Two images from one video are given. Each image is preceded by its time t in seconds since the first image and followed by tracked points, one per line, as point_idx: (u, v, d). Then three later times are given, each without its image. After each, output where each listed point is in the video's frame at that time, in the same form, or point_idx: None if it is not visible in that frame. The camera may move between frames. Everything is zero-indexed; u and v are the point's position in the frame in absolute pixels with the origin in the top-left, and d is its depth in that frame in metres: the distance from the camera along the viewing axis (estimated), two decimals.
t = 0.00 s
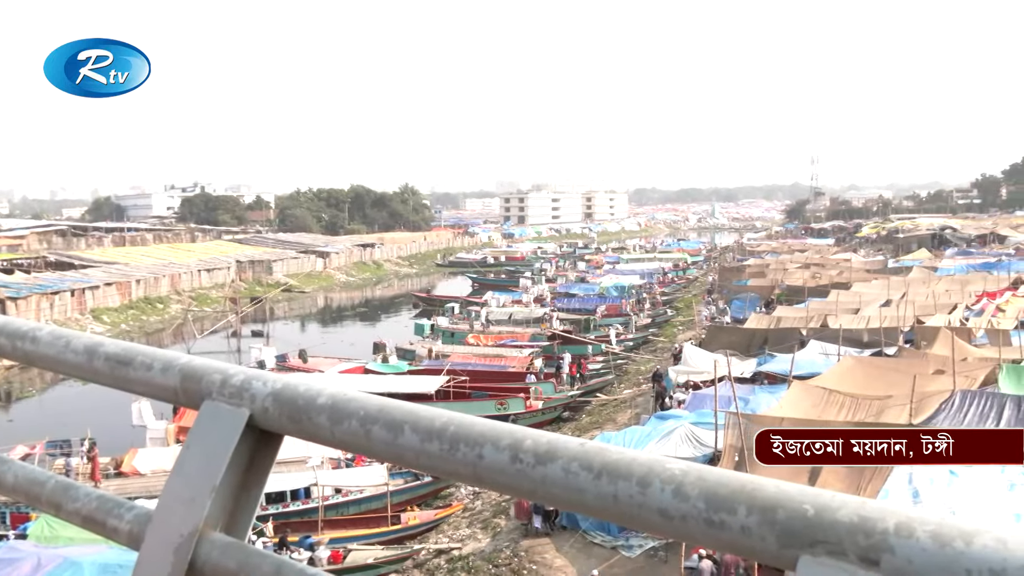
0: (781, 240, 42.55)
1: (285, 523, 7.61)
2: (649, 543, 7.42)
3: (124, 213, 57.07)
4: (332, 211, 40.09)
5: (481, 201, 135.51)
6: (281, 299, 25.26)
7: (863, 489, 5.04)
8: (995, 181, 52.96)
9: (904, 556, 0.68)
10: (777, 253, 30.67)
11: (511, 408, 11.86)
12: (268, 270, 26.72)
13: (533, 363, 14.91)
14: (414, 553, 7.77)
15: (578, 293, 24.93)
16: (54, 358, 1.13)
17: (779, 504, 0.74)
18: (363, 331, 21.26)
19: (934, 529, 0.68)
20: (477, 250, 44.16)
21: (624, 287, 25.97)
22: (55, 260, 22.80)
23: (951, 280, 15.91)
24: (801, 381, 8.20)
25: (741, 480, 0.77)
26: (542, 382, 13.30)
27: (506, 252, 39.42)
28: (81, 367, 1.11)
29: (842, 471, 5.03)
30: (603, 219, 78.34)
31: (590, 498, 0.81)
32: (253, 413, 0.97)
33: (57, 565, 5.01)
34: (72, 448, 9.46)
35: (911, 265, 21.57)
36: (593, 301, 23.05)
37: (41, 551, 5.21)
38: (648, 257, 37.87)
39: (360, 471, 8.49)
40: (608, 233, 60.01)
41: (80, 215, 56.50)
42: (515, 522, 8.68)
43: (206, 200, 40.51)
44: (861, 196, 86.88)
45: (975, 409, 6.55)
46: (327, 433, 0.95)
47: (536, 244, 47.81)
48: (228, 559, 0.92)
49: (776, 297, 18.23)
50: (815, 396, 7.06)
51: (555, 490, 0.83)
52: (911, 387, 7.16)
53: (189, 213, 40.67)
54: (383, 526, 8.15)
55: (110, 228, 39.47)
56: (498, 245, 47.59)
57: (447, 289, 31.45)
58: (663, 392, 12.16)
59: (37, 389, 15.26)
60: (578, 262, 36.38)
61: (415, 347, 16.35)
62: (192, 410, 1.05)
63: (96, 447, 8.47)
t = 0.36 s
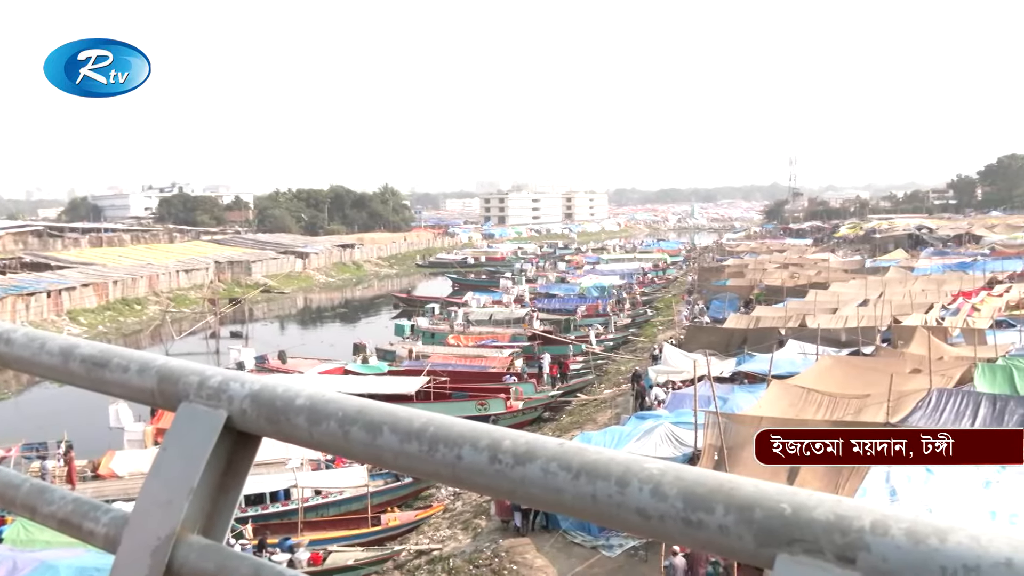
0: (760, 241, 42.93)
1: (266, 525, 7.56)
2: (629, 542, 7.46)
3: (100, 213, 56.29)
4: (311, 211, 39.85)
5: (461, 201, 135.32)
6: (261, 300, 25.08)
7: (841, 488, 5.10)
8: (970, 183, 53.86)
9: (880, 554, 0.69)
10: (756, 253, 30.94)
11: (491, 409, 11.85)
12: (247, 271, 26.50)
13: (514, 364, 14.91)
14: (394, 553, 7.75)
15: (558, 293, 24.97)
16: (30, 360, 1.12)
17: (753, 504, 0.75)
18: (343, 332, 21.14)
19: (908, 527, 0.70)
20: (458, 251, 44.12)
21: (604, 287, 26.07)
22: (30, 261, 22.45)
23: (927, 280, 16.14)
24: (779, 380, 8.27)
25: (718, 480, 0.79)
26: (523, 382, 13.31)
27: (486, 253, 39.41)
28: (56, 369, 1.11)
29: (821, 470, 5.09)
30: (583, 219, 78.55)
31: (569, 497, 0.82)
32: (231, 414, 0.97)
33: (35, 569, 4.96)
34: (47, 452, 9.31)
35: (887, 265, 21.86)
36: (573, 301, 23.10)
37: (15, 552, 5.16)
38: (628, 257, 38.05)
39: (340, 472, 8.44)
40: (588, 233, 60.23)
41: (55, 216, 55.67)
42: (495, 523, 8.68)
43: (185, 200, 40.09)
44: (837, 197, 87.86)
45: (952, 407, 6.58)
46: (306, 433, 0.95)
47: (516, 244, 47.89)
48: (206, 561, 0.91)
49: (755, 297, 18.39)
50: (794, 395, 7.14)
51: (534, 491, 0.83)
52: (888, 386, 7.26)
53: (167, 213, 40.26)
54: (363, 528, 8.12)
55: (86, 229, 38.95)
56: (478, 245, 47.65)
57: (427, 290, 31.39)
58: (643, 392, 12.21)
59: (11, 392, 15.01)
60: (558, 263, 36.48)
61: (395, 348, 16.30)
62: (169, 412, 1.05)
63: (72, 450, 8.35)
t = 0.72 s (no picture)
0: (735, 241, 43.32)
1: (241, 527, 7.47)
2: (605, 541, 7.50)
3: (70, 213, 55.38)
4: (286, 211, 39.52)
5: (437, 202, 135.01)
6: (235, 301, 24.83)
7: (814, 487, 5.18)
8: (940, 184, 54.76)
9: (854, 552, 0.70)
10: (731, 253, 31.24)
11: (468, 409, 11.83)
12: (221, 271, 26.21)
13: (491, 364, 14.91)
14: (370, 555, 7.71)
15: (535, 294, 25.01)
16: None
17: (729, 502, 0.76)
18: (318, 333, 20.99)
19: (879, 525, 0.71)
20: (434, 252, 44.01)
21: (580, 287, 26.16)
22: None
23: (899, 280, 16.39)
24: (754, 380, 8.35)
25: (692, 480, 0.80)
26: (499, 383, 13.31)
27: (462, 253, 39.36)
28: (27, 372, 1.10)
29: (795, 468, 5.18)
30: (560, 219, 78.80)
31: (543, 497, 0.82)
32: (205, 416, 0.96)
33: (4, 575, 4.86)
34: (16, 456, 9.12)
35: (860, 265, 22.16)
36: (550, 301, 23.16)
37: None
38: (604, 257, 38.23)
39: (316, 474, 8.37)
40: (564, 233, 60.41)
41: (24, 215, 54.67)
42: (472, 523, 8.67)
43: (158, 200, 39.50)
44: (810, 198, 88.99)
45: (924, 406, 6.68)
46: (281, 435, 0.95)
47: (492, 244, 47.89)
48: (178, 563, 0.91)
49: (730, 297, 18.57)
50: (768, 394, 7.23)
51: (508, 491, 0.84)
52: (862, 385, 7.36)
53: (140, 214, 39.72)
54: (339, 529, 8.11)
55: (56, 229, 38.26)
56: (455, 245, 47.60)
57: (403, 290, 31.28)
58: (619, 392, 12.26)
59: None
60: (534, 263, 36.54)
61: (371, 349, 16.21)
62: (141, 414, 1.04)
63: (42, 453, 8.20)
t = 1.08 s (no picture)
0: (712, 241, 43.65)
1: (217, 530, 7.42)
2: (584, 541, 7.53)
3: (42, 214, 54.43)
4: (264, 212, 39.19)
5: (414, 202, 134.47)
6: (211, 302, 24.59)
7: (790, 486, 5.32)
8: (914, 186, 55.55)
9: (828, 550, 0.71)
10: (708, 254, 31.52)
11: (447, 410, 11.80)
12: (198, 272, 25.92)
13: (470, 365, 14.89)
14: (349, 556, 7.66)
15: (513, 294, 25.03)
16: None
17: (704, 501, 0.77)
18: (296, 334, 20.84)
19: (853, 522, 0.73)
20: (413, 252, 43.90)
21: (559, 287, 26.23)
22: None
23: (874, 280, 16.62)
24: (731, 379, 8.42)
25: (669, 479, 0.81)
26: (478, 383, 13.30)
27: (440, 253, 39.29)
28: None
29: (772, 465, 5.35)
30: (538, 219, 79.02)
31: (520, 497, 0.83)
32: (180, 418, 0.96)
33: None
34: None
35: (836, 265, 22.44)
36: (528, 301, 23.20)
37: None
38: (583, 258, 38.37)
39: (293, 475, 8.29)
40: (542, 233, 60.54)
41: None
42: (451, 523, 8.66)
43: (132, 200, 38.96)
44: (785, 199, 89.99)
45: (898, 404, 6.78)
46: (256, 436, 0.95)
47: (470, 245, 47.88)
48: (152, 567, 0.89)
49: (708, 297, 18.74)
50: (744, 394, 7.31)
51: (486, 492, 0.84)
52: (837, 385, 7.46)
53: (114, 214, 39.17)
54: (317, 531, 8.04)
55: (27, 229, 37.58)
56: (433, 246, 47.55)
57: (381, 291, 31.16)
58: (598, 392, 12.31)
59: None
60: (512, 264, 36.58)
61: (349, 349, 16.13)
62: (115, 416, 1.03)
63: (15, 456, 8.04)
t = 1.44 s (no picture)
0: (692, 241, 43.92)
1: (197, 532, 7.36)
2: (565, 542, 7.54)
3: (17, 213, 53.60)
4: (243, 212, 38.87)
5: (395, 201, 133.92)
6: (190, 302, 24.35)
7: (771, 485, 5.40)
8: (892, 186, 56.21)
9: (806, 549, 0.72)
10: (688, 254, 31.70)
11: (428, 410, 11.77)
12: (176, 273, 25.64)
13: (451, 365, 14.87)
14: (330, 558, 7.63)
15: (494, 295, 25.02)
16: None
17: (684, 501, 0.78)
18: (275, 335, 20.70)
19: (831, 521, 0.74)
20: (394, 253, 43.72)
21: (540, 287, 26.26)
22: None
23: (853, 280, 16.79)
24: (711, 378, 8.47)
25: (647, 478, 0.82)
26: (459, 384, 13.28)
27: (421, 254, 39.19)
28: None
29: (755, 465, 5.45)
30: (520, 219, 79.03)
31: (501, 498, 0.83)
32: (158, 419, 0.95)
33: None
34: None
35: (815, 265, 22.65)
36: (510, 301, 23.21)
37: None
38: (564, 258, 38.44)
39: (273, 477, 8.17)
40: (524, 233, 60.60)
41: None
42: (433, 524, 8.64)
43: (109, 200, 38.46)
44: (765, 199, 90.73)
45: (877, 403, 6.86)
46: (235, 438, 0.95)
47: (451, 245, 47.83)
48: (130, 569, 0.88)
49: (688, 297, 18.85)
50: (725, 394, 7.37)
51: (465, 493, 0.85)
52: (816, 384, 7.53)
53: (91, 214, 38.66)
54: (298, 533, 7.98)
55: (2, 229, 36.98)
56: (414, 246, 47.45)
57: (361, 291, 31.02)
58: (579, 393, 12.34)
59: None
60: (493, 264, 36.56)
61: (330, 350, 16.04)
62: (93, 418, 1.03)
63: None
